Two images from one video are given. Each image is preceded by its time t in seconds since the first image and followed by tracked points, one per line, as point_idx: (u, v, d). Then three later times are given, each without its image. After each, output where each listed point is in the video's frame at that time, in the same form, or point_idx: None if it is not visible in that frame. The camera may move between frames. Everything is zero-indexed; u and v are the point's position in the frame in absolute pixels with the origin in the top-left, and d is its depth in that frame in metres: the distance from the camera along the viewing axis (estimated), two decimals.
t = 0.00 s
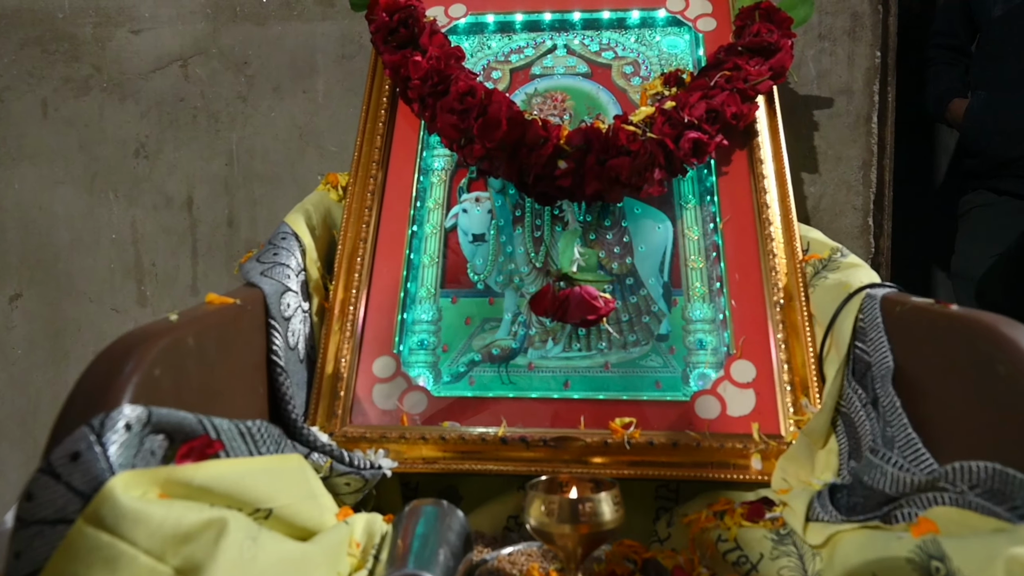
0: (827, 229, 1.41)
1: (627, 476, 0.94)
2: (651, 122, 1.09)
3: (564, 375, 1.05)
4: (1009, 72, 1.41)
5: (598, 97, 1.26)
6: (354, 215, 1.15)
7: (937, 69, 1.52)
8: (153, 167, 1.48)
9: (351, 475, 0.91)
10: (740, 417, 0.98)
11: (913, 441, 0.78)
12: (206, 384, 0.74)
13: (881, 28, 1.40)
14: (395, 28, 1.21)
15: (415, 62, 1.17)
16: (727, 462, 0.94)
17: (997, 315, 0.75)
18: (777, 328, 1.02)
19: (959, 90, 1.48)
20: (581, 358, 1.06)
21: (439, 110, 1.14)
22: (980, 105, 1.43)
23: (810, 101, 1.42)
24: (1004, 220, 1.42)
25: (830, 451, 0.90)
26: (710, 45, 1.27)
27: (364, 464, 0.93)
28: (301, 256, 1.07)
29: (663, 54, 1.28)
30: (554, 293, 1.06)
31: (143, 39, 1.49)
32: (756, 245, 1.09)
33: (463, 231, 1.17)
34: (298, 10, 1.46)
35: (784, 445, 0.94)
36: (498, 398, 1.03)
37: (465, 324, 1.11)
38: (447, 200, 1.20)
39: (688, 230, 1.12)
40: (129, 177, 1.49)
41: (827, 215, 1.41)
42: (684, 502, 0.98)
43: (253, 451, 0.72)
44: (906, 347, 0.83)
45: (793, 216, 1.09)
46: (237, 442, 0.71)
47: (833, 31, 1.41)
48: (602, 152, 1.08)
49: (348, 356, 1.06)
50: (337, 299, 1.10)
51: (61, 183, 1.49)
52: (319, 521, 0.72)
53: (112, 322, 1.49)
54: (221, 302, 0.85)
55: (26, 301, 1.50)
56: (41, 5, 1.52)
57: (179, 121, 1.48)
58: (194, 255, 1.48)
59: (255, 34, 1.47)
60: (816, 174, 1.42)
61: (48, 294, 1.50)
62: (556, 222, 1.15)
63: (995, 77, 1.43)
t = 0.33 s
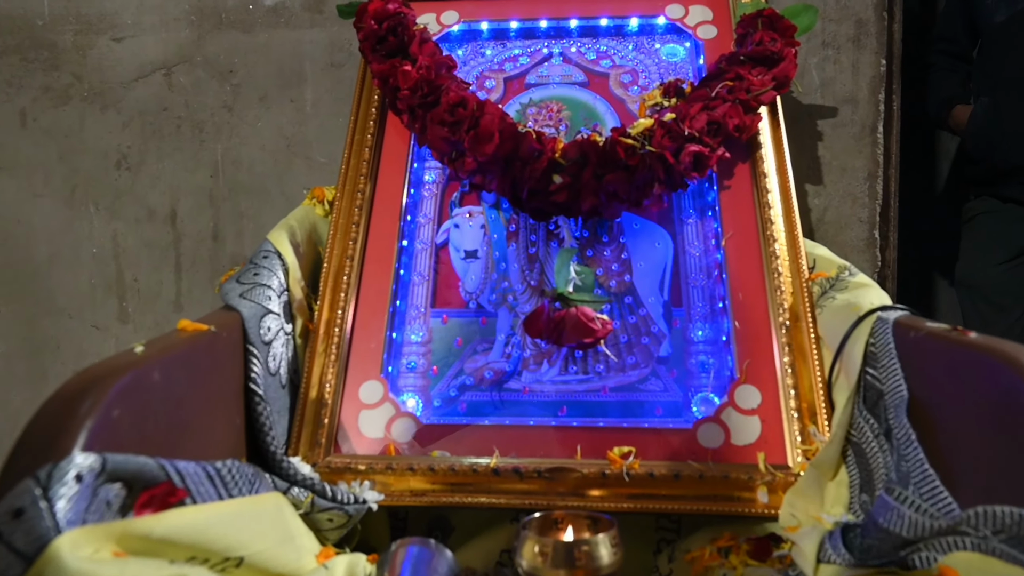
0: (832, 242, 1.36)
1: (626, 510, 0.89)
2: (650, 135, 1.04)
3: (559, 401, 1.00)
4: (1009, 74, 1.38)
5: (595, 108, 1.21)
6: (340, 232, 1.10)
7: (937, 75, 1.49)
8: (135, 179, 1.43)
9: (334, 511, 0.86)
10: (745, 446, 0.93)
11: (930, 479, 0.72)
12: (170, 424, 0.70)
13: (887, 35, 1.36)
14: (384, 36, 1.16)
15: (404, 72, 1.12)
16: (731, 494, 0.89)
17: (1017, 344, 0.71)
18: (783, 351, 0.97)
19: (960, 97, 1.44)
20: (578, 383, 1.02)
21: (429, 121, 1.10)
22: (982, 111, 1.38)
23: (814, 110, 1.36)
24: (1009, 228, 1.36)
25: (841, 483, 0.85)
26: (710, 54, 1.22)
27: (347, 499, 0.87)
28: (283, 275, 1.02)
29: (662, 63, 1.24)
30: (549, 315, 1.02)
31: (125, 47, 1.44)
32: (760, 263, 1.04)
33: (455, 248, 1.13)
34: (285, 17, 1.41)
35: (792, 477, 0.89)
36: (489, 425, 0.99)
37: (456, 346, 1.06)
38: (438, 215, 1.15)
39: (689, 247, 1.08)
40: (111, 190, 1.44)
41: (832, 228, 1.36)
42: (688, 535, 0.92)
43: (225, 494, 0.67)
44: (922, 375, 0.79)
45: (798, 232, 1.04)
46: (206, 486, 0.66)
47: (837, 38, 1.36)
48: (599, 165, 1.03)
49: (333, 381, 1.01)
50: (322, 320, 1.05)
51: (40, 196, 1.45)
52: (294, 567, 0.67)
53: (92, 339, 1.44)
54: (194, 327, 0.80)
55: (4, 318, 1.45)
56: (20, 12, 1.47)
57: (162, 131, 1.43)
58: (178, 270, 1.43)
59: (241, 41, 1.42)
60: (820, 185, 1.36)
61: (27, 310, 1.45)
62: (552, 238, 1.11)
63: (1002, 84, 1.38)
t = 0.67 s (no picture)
0: (837, 262, 1.30)
1: (626, 557, 0.84)
2: (649, 156, 0.98)
3: (555, 436, 0.96)
4: (1007, 81, 1.33)
5: (591, 126, 1.17)
6: (325, 259, 1.06)
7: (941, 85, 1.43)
8: (116, 202, 1.39)
9: (315, 561, 0.81)
10: (752, 486, 0.88)
11: (952, 529, 0.68)
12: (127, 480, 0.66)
13: (890, 48, 1.32)
14: (371, 54, 1.12)
15: (391, 91, 1.08)
16: (738, 539, 0.84)
17: None
18: (790, 383, 0.92)
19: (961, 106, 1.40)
20: (575, 417, 0.97)
21: (417, 143, 1.05)
22: (986, 121, 1.33)
23: (817, 126, 1.31)
24: (1016, 241, 1.32)
25: (854, 526, 0.80)
26: (709, 69, 1.18)
27: (330, 548, 0.82)
28: (264, 307, 0.98)
29: (660, 79, 1.19)
30: (544, 348, 0.97)
31: (104, 65, 1.40)
32: (765, 289, 0.99)
33: (445, 274, 1.08)
34: (270, 33, 1.37)
35: (803, 520, 0.84)
36: (483, 464, 0.94)
37: (447, 379, 1.01)
38: (428, 239, 1.10)
39: (690, 272, 1.03)
40: (91, 213, 1.39)
41: (837, 247, 1.31)
42: None
43: (190, 556, 0.65)
44: (939, 414, 0.74)
45: (804, 256, 0.99)
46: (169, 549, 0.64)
47: (839, 51, 1.32)
48: (595, 189, 0.98)
49: (317, 418, 0.97)
50: (306, 353, 1.00)
51: (18, 220, 1.40)
52: None
53: (71, 367, 1.39)
54: (164, 369, 0.78)
55: None
56: None
57: (143, 152, 1.39)
58: (160, 296, 1.38)
59: (224, 58, 1.37)
60: (824, 203, 1.31)
61: (5, 338, 1.40)
62: (546, 263, 1.06)
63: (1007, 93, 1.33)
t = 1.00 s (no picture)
0: (844, 287, 1.26)
1: None
2: (649, 184, 0.94)
3: (552, 478, 0.91)
4: (1011, 95, 1.29)
5: (588, 149, 1.13)
6: (312, 291, 1.02)
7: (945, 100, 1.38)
8: (101, 227, 1.35)
9: None
10: (759, 534, 0.84)
11: None
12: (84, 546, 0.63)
13: (896, 67, 1.28)
14: (360, 77, 1.08)
15: (382, 116, 1.04)
16: None
17: None
18: (798, 423, 0.88)
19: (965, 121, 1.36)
20: (572, 457, 0.92)
21: (408, 170, 1.02)
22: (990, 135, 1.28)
23: (822, 147, 1.27)
24: None
25: None
26: (711, 91, 1.14)
27: None
28: (247, 342, 0.94)
29: (659, 100, 1.16)
30: (542, 383, 0.92)
31: (89, 87, 1.37)
32: (770, 322, 0.95)
33: (438, 304, 1.04)
34: (259, 54, 1.34)
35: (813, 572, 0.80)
36: (477, 508, 0.90)
37: (439, 416, 0.97)
38: (420, 269, 1.06)
39: (692, 303, 0.99)
40: (75, 239, 1.35)
41: (844, 272, 1.26)
42: None
43: None
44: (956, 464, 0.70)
45: (812, 288, 0.95)
46: None
47: (844, 71, 1.28)
48: (592, 219, 0.94)
49: (301, 460, 0.92)
50: (291, 391, 0.96)
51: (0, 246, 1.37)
52: None
53: (55, 398, 1.34)
54: (138, 417, 0.75)
55: None
56: None
57: (129, 176, 1.35)
58: (146, 324, 1.34)
59: (212, 80, 1.34)
60: (830, 227, 1.26)
61: None
62: (542, 293, 1.02)
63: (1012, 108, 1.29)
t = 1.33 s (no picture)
0: (852, 304, 1.22)
1: None
2: (651, 204, 0.90)
3: (551, 511, 0.87)
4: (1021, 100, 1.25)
5: (588, 164, 1.09)
6: (302, 314, 0.97)
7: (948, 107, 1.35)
8: (88, 244, 1.31)
9: None
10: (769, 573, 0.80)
11: None
12: None
13: (906, 77, 1.24)
14: (352, 91, 1.04)
15: (373, 133, 1.01)
16: None
17: None
18: (809, 455, 0.83)
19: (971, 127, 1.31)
20: (572, 488, 0.89)
21: (401, 189, 0.98)
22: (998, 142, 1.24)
23: (829, 160, 1.24)
24: None
25: None
26: (715, 103, 1.11)
27: None
28: (233, 370, 0.90)
29: (661, 113, 1.12)
30: (539, 415, 0.89)
31: (75, 101, 1.34)
32: (778, 346, 0.91)
33: (433, 327, 1.00)
34: (250, 66, 1.31)
35: None
36: (475, 543, 0.86)
37: (434, 445, 0.93)
38: (414, 290, 1.03)
39: (696, 325, 0.95)
40: (61, 256, 1.32)
41: (853, 289, 1.22)
42: None
43: None
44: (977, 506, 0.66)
45: (822, 310, 0.91)
46: None
47: (852, 81, 1.25)
48: (592, 241, 0.90)
49: (290, 492, 0.88)
50: (279, 420, 0.92)
51: None
52: None
53: (42, 420, 1.30)
54: (117, 456, 0.72)
55: None
56: None
57: (116, 192, 1.31)
58: (134, 343, 1.29)
59: (201, 93, 1.31)
60: (838, 243, 1.22)
61: None
62: (540, 315, 0.98)
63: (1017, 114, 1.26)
